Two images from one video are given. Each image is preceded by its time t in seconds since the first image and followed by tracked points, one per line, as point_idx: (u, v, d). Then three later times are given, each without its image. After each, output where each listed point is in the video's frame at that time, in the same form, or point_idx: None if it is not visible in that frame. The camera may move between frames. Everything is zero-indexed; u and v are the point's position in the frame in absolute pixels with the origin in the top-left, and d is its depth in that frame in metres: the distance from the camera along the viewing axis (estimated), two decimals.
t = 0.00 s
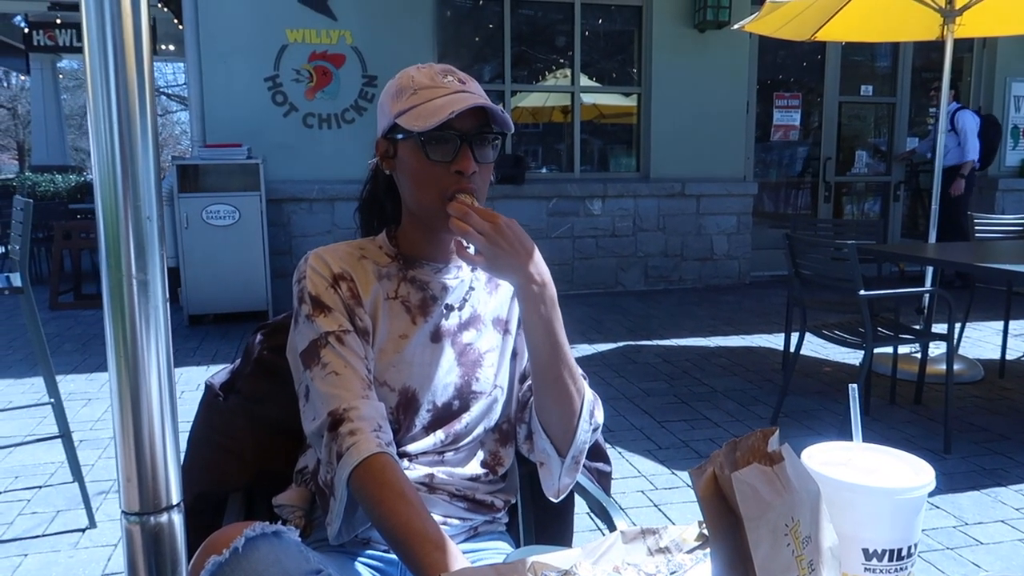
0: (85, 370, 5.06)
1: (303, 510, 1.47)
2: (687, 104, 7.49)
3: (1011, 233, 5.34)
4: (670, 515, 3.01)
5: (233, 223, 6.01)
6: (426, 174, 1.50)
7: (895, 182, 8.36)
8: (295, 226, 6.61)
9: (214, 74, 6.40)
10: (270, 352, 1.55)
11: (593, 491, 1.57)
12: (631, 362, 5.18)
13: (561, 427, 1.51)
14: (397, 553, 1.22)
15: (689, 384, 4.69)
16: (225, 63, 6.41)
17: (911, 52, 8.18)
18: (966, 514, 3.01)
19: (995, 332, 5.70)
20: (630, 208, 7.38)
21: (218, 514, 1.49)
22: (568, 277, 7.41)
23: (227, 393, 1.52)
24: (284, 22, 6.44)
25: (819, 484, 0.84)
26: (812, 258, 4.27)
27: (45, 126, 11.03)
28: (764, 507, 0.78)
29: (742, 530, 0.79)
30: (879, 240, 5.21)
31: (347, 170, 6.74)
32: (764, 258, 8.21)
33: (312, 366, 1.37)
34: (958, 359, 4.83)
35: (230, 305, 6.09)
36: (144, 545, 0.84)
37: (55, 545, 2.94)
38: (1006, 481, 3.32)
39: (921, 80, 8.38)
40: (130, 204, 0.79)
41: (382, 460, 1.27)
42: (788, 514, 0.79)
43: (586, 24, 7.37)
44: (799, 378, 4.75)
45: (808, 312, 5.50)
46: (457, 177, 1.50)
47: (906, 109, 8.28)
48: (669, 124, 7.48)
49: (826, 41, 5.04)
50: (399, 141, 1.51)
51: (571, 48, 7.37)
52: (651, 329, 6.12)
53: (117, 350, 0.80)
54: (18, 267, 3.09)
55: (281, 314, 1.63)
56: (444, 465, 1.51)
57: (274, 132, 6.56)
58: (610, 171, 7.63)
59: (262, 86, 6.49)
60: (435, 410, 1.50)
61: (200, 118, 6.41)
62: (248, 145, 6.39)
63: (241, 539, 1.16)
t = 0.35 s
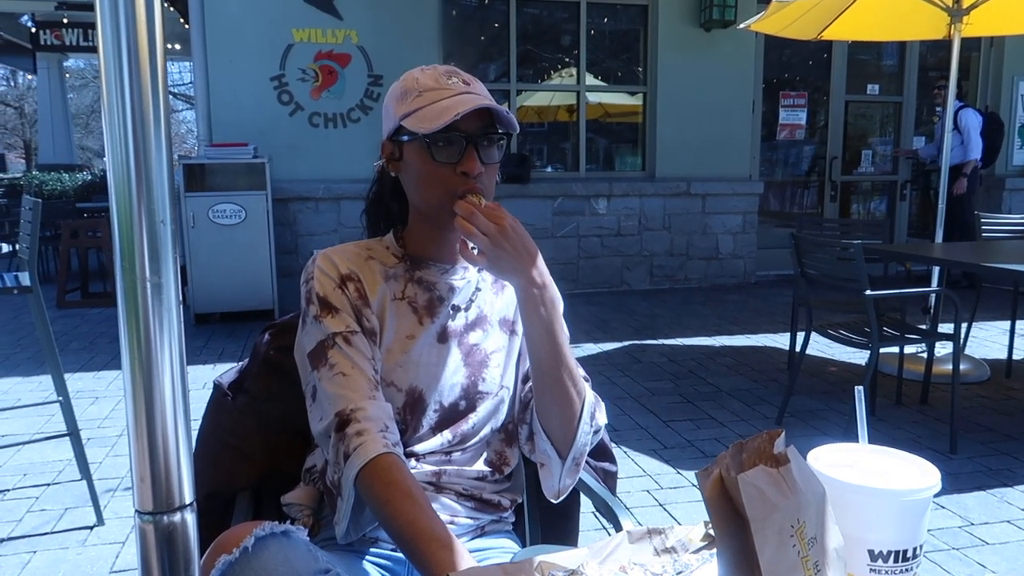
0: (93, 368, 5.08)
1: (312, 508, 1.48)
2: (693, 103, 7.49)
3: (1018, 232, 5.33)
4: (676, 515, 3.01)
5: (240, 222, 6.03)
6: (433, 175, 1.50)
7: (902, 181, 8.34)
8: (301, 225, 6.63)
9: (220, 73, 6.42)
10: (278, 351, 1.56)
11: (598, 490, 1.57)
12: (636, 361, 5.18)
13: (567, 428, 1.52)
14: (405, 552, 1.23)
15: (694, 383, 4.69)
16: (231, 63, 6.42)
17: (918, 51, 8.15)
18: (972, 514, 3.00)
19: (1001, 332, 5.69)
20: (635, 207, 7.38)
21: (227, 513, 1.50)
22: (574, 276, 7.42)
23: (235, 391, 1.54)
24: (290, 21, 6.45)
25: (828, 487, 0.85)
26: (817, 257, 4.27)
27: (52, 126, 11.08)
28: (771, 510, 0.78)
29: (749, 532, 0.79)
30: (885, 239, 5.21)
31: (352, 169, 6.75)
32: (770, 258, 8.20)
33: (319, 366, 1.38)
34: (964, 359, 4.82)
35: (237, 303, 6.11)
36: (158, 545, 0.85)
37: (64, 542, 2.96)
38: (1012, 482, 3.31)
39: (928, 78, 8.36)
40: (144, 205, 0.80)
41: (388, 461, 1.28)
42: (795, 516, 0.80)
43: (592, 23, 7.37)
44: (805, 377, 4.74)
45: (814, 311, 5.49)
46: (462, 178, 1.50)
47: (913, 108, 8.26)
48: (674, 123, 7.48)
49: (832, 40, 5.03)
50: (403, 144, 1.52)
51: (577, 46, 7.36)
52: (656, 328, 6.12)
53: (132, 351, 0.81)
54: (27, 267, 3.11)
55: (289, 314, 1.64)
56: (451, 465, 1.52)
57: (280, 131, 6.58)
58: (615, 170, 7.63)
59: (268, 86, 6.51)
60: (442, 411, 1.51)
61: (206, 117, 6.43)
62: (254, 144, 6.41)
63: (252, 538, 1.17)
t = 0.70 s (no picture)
0: (100, 367, 5.10)
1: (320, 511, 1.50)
2: (698, 103, 7.48)
3: None
4: (680, 515, 3.02)
5: (245, 221, 6.04)
6: (496, 174, 1.46)
7: (907, 181, 8.32)
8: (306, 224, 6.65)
9: (226, 72, 6.43)
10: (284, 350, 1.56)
11: (603, 490, 1.56)
12: (640, 361, 5.18)
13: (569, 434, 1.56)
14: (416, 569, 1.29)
15: (699, 383, 4.70)
16: (237, 62, 6.44)
17: (923, 50, 8.14)
18: (977, 515, 3.00)
19: (1007, 333, 5.68)
20: (640, 207, 7.38)
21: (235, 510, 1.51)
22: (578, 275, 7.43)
23: (242, 391, 1.55)
24: (296, 21, 6.47)
25: (832, 489, 0.85)
26: (822, 257, 4.27)
27: (59, 125, 11.15)
28: (776, 511, 0.79)
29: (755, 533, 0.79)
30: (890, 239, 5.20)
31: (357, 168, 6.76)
32: (775, 257, 8.20)
33: (305, 403, 1.37)
34: (969, 359, 4.81)
35: (242, 302, 6.13)
36: (170, 546, 0.86)
37: (70, 540, 2.98)
38: (1017, 482, 3.31)
39: (934, 78, 8.34)
40: (157, 206, 0.81)
41: (380, 496, 1.31)
42: (801, 518, 0.80)
43: (596, 22, 7.37)
44: (810, 378, 4.74)
45: (819, 311, 5.49)
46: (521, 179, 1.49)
47: (918, 108, 8.25)
48: (679, 122, 7.47)
49: (837, 40, 5.03)
50: (457, 141, 1.44)
51: (581, 46, 7.37)
52: (660, 328, 6.12)
53: (144, 350, 0.82)
54: (35, 265, 3.12)
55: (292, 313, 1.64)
56: (457, 471, 1.53)
57: (285, 131, 6.59)
58: (620, 169, 7.63)
59: (274, 85, 6.52)
60: (449, 425, 1.51)
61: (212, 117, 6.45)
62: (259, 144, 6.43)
63: (274, 510, 1.17)
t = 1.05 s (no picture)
0: (96, 362, 5.10)
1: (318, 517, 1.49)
2: (695, 99, 7.48)
3: (1019, 230, 5.34)
4: (676, 511, 3.03)
5: (241, 216, 6.04)
6: (511, 167, 1.42)
7: (902, 178, 8.34)
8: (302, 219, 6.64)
9: (222, 67, 6.42)
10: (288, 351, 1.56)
11: (600, 489, 1.57)
12: (636, 357, 5.20)
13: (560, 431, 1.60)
14: None
15: (695, 380, 4.71)
16: (233, 57, 6.42)
17: (919, 47, 8.16)
18: (970, 511, 3.02)
19: (1001, 330, 5.71)
20: (636, 203, 7.39)
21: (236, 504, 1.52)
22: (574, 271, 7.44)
23: (238, 387, 1.54)
24: (292, 16, 6.46)
25: (829, 487, 0.86)
26: (818, 254, 4.28)
27: (54, 119, 11.15)
28: (772, 509, 0.80)
29: (751, 529, 0.80)
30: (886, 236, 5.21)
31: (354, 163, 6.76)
32: (771, 254, 8.22)
33: (277, 437, 1.32)
34: (963, 356, 4.84)
35: (238, 298, 6.13)
36: (173, 547, 0.87)
37: (67, 535, 2.98)
38: (1009, 479, 3.33)
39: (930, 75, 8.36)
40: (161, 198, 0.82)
41: (369, 521, 1.30)
42: (795, 516, 0.81)
43: (593, 18, 7.37)
44: (805, 374, 4.76)
45: (814, 308, 5.51)
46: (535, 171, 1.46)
47: (914, 105, 8.26)
48: (675, 119, 7.48)
49: (834, 37, 5.04)
50: (478, 129, 1.39)
51: (578, 42, 7.37)
52: (657, 324, 6.14)
53: (148, 351, 0.84)
54: (31, 261, 3.12)
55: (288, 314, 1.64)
56: (454, 481, 1.51)
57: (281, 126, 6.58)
58: (616, 166, 7.63)
59: (270, 80, 6.51)
60: (441, 440, 1.47)
61: (208, 112, 6.44)
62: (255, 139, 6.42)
63: (263, 552, 1.16)
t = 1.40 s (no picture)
0: (90, 366, 5.09)
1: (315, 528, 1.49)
2: (690, 105, 7.51)
3: (1012, 236, 5.36)
4: (672, 517, 3.03)
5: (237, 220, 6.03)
6: (498, 178, 1.39)
7: (896, 184, 8.38)
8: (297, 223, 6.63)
9: (218, 71, 6.41)
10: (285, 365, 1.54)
11: (598, 495, 1.58)
12: (632, 362, 5.20)
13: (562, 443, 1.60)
14: None
15: (690, 385, 4.72)
16: (229, 60, 6.42)
17: (913, 54, 8.20)
18: (965, 516, 3.03)
19: (995, 335, 5.74)
20: (632, 208, 7.41)
21: (236, 503, 1.51)
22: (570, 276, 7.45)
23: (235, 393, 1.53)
24: (288, 20, 6.46)
25: (826, 494, 0.88)
26: (812, 260, 4.30)
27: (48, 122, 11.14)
28: (773, 517, 0.80)
29: (751, 538, 0.81)
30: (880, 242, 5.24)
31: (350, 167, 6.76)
32: (765, 259, 8.24)
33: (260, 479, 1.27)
34: (958, 362, 4.85)
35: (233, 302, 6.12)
36: (175, 540, 1.00)
37: (62, 541, 2.97)
38: (1003, 484, 3.34)
39: (923, 81, 8.41)
40: (169, 250, 0.94)
41: (367, 545, 1.26)
42: (795, 523, 0.82)
43: (589, 24, 7.39)
44: (800, 380, 4.77)
45: (809, 314, 5.52)
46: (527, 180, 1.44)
47: (908, 111, 8.30)
48: (670, 124, 7.50)
49: (829, 43, 5.06)
50: (464, 142, 1.34)
51: (574, 47, 7.39)
52: (652, 329, 6.14)
53: (152, 353, 0.95)
54: (27, 265, 3.11)
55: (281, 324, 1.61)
56: (455, 503, 1.49)
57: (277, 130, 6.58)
58: (611, 171, 7.65)
59: (266, 85, 6.51)
60: (436, 469, 1.43)
61: (203, 116, 6.43)
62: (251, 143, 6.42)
63: None
